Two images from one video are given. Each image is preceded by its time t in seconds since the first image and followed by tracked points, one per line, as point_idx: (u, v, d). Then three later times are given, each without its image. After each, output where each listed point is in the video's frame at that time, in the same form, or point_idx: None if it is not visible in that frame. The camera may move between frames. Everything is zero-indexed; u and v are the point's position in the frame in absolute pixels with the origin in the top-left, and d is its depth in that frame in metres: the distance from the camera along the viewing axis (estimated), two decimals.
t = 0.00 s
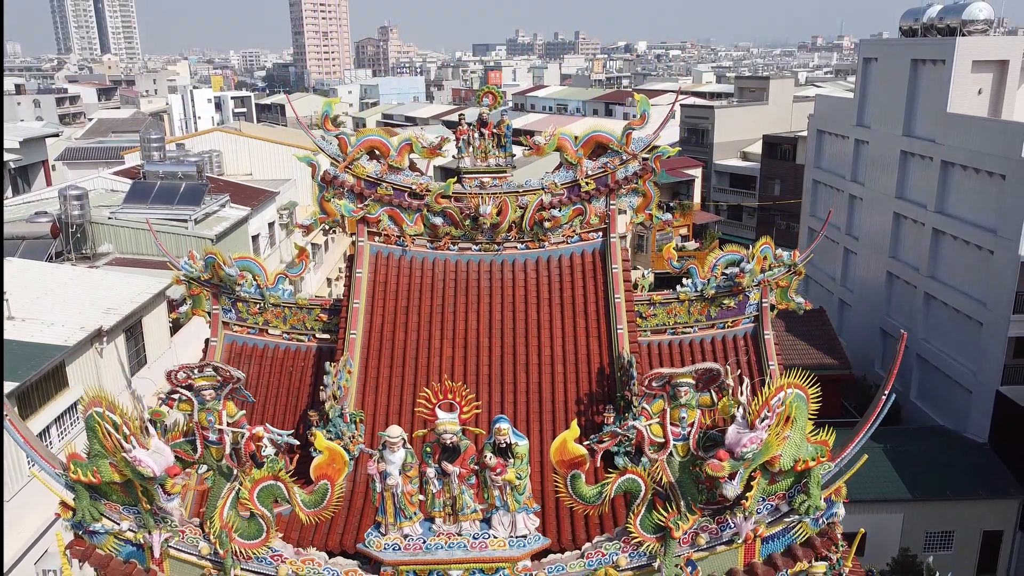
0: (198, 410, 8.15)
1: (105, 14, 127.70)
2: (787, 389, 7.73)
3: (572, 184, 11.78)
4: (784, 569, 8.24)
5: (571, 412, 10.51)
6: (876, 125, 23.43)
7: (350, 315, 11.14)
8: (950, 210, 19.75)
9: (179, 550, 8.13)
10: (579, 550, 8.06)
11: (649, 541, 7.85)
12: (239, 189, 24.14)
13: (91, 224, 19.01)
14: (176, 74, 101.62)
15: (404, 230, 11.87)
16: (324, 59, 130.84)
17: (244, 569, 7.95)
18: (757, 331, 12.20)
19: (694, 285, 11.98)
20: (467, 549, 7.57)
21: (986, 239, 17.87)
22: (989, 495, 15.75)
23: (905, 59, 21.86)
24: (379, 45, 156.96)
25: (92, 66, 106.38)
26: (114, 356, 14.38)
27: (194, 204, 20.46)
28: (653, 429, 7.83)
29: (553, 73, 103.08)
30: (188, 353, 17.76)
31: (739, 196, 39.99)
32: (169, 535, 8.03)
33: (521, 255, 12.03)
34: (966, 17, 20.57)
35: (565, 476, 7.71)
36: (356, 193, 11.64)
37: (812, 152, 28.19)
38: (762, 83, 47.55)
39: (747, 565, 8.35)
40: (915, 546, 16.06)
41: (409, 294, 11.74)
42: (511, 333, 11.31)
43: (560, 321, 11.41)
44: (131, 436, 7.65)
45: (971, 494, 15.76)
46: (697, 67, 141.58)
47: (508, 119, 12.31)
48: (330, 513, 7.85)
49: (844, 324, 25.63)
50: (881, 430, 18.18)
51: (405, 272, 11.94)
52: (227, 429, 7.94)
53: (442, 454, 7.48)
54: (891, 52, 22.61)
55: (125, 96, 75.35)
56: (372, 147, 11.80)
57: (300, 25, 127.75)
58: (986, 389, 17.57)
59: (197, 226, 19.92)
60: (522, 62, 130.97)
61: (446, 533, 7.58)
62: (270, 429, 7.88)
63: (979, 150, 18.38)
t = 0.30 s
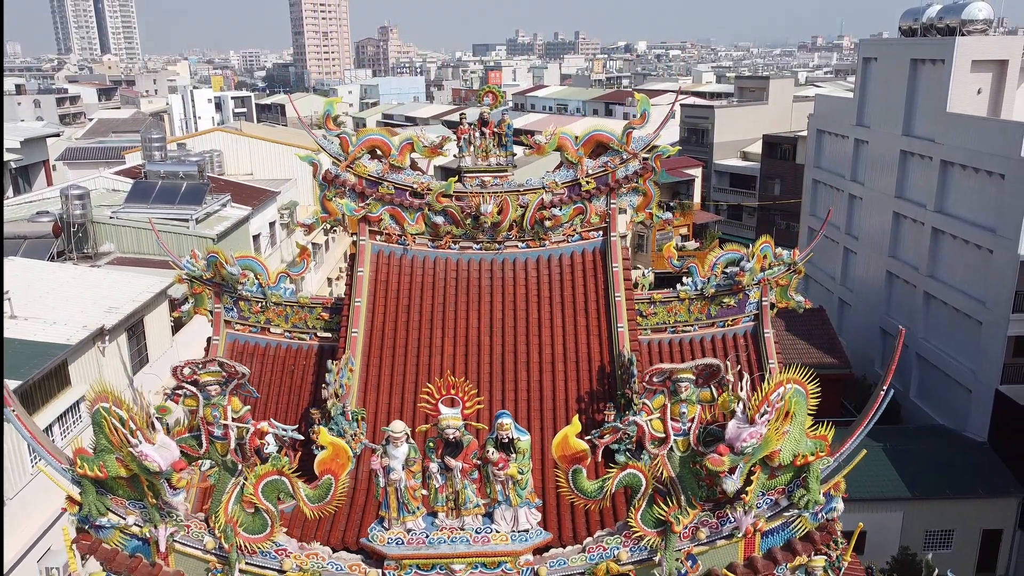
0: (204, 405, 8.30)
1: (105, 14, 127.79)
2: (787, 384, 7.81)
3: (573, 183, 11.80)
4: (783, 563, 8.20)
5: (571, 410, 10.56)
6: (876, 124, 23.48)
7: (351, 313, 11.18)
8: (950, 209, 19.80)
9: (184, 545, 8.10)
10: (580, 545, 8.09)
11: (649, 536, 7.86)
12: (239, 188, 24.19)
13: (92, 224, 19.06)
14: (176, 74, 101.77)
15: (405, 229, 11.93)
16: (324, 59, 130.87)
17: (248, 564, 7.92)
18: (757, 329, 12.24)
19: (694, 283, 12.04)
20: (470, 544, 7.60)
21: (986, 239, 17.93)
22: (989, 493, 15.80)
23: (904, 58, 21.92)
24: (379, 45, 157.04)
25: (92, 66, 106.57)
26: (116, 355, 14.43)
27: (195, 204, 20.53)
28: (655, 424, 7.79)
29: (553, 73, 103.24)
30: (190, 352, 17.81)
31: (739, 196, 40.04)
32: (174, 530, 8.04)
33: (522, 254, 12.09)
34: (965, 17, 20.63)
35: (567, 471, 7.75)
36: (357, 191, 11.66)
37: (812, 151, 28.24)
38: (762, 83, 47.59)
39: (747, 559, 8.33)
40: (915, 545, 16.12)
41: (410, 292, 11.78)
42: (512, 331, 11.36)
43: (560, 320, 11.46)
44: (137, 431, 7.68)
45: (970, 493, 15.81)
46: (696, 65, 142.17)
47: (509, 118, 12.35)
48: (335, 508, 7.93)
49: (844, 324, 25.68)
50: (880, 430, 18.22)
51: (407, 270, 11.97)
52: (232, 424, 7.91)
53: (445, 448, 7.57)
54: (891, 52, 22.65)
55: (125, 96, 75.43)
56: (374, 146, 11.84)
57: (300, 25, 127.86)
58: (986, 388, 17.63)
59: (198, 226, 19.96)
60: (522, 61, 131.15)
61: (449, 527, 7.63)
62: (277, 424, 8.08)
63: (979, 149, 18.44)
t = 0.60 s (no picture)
0: (210, 399, 8.34)
1: (105, 14, 127.88)
2: (786, 378, 7.89)
3: (573, 182, 11.88)
4: (782, 554, 8.31)
5: (572, 408, 10.61)
6: (875, 124, 23.55)
7: (353, 311, 11.25)
8: (949, 209, 19.87)
9: (190, 537, 8.18)
10: (581, 538, 8.14)
11: (649, 528, 7.90)
12: (241, 188, 24.26)
13: (94, 223, 19.07)
14: (176, 74, 101.88)
15: (407, 228, 12.00)
16: (324, 59, 130.92)
17: (254, 557, 7.99)
18: (757, 327, 12.30)
19: (694, 282, 12.13)
20: (473, 536, 7.67)
21: (985, 238, 18.00)
22: (987, 492, 15.86)
23: (903, 58, 21.99)
24: (379, 46, 157.09)
25: (92, 66, 106.75)
26: (119, 353, 14.50)
27: (197, 203, 20.60)
28: (655, 418, 7.92)
29: (553, 74, 103.36)
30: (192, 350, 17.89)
31: (739, 196, 40.11)
32: (181, 522, 8.09)
33: (523, 252, 12.15)
34: (965, 17, 20.69)
35: (568, 465, 7.81)
36: (359, 190, 11.73)
37: (812, 152, 28.31)
38: (762, 83, 47.66)
39: (746, 551, 8.43)
40: (913, 543, 16.20)
41: (411, 291, 11.84)
42: (514, 329, 11.41)
43: (561, 318, 11.52)
44: (145, 425, 7.70)
45: (969, 492, 15.87)
46: (695, 65, 142.28)
47: (510, 118, 12.41)
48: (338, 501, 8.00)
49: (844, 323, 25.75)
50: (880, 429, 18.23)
51: (407, 269, 12.02)
52: (238, 418, 8.11)
53: (448, 442, 7.59)
54: (890, 52, 22.72)
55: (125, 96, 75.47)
56: (376, 146, 11.89)
57: (300, 25, 127.93)
58: (985, 387, 17.69)
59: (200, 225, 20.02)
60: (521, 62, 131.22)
61: (452, 520, 7.68)
62: (281, 418, 8.11)
63: (978, 149, 18.51)
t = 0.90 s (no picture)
0: (217, 392, 8.31)
1: (105, 14, 128.03)
2: (783, 371, 8.03)
3: (573, 180, 11.96)
4: (779, 545, 8.32)
5: (572, 405, 10.70)
6: (874, 123, 23.65)
7: (355, 309, 11.35)
8: (948, 208, 19.97)
9: (198, 527, 8.22)
10: (582, 529, 8.19)
11: (649, 519, 7.98)
12: (242, 187, 24.36)
13: (97, 222, 19.02)
14: (176, 74, 102.07)
15: (408, 226, 12.12)
16: (324, 59, 131.04)
17: (261, 546, 8.01)
18: (756, 326, 12.40)
19: (694, 280, 12.23)
20: (476, 526, 7.76)
21: (983, 237, 18.09)
22: (985, 490, 15.95)
23: (902, 59, 22.11)
24: (379, 46, 157.20)
25: (92, 66, 106.99)
26: (122, 350, 14.61)
27: (199, 202, 20.70)
28: (654, 410, 8.09)
29: (553, 74, 103.54)
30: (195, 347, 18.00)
31: (739, 195, 40.21)
32: (189, 512, 8.13)
33: (524, 251, 12.24)
34: (963, 17, 20.79)
35: (569, 456, 7.91)
36: (362, 189, 11.82)
37: (811, 152, 28.42)
38: (762, 83, 47.75)
39: (745, 541, 8.42)
40: (911, 541, 16.31)
41: (413, 289, 11.91)
42: (515, 326, 11.51)
43: (561, 315, 11.60)
44: (154, 416, 7.81)
45: (966, 489, 15.96)
46: (695, 65, 142.33)
47: (512, 117, 12.49)
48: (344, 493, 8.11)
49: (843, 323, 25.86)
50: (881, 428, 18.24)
51: (409, 266, 12.11)
52: (246, 410, 8.16)
53: (451, 434, 7.69)
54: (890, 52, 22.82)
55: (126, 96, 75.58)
56: (378, 145, 11.94)
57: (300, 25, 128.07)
58: (984, 384, 17.81)
59: (201, 224, 20.11)
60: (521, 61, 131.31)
61: (455, 510, 7.79)
62: (288, 411, 8.28)
63: (976, 148, 18.61)
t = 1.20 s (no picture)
0: (228, 381, 8.59)
1: (105, 13, 128.10)
2: (780, 361, 8.08)
3: (573, 179, 12.09)
4: (776, 532, 8.35)
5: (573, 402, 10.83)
6: (873, 123, 23.78)
7: (358, 306, 11.46)
8: (946, 207, 20.09)
9: (207, 515, 8.27)
10: (583, 517, 8.30)
11: (649, 507, 8.08)
12: (244, 186, 24.50)
13: (100, 221, 19.21)
14: (177, 74, 102.16)
15: (411, 224, 12.25)
16: (324, 59, 131.17)
17: (269, 534, 8.12)
18: (755, 322, 12.55)
19: (693, 277, 12.35)
20: (479, 514, 7.86)
21: (982, 236, 18.22)
22: (983, 487, 16.07)
23: (901, 58, 22.24)
24: (379, 45, 157.27)
25: (92, 66, 107.20)
26: (126, 347, 14.75)
27: (202, 201, 20.83)
28: (654, 400, 8.10)
29: (553, 74, 103.62)
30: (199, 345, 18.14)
31: (739, 195, 40.35)
32: (200, 500, 8.17)
33: (525, 248, 12.37)
34: (962, 17, 20.91)
35: (570, 446, 8.03)
36: (364, 187, 11.95)
37: (810, 151, 28.56)
38: (762, 83, 47.84)
39: (742, 529, 8.50)
40: (910, 538, 16.45)
41: (415, 286, 12.03)
42: (516, 322, 11.63)
43: (562, 312, 11.72)
44: (167, 405, 7.87)
45: (965, 486, 16.08)
46: (695, 66, 142.45)
47: (513, 116, 12.59)
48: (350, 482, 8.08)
49: (842, 322, 26.00)
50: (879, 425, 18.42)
51: (411, 264, 12.24)
52: (255, 400, 8.07)
53: (456, 423, 7.80)
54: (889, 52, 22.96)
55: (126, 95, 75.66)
56: (380, 143, 12.03)
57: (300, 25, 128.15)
58: (982, 382, 17.95)
59: (204, 223, 20.22)
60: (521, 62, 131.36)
61: (459, 499, 7.85)
62: (295, 400, 8.29)
63: (975, 148, 18.72)
